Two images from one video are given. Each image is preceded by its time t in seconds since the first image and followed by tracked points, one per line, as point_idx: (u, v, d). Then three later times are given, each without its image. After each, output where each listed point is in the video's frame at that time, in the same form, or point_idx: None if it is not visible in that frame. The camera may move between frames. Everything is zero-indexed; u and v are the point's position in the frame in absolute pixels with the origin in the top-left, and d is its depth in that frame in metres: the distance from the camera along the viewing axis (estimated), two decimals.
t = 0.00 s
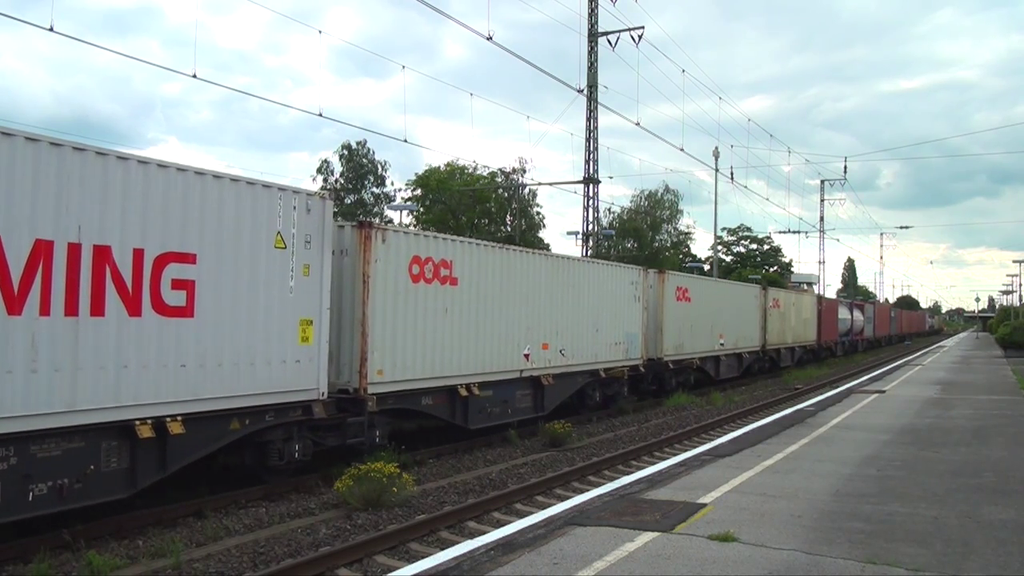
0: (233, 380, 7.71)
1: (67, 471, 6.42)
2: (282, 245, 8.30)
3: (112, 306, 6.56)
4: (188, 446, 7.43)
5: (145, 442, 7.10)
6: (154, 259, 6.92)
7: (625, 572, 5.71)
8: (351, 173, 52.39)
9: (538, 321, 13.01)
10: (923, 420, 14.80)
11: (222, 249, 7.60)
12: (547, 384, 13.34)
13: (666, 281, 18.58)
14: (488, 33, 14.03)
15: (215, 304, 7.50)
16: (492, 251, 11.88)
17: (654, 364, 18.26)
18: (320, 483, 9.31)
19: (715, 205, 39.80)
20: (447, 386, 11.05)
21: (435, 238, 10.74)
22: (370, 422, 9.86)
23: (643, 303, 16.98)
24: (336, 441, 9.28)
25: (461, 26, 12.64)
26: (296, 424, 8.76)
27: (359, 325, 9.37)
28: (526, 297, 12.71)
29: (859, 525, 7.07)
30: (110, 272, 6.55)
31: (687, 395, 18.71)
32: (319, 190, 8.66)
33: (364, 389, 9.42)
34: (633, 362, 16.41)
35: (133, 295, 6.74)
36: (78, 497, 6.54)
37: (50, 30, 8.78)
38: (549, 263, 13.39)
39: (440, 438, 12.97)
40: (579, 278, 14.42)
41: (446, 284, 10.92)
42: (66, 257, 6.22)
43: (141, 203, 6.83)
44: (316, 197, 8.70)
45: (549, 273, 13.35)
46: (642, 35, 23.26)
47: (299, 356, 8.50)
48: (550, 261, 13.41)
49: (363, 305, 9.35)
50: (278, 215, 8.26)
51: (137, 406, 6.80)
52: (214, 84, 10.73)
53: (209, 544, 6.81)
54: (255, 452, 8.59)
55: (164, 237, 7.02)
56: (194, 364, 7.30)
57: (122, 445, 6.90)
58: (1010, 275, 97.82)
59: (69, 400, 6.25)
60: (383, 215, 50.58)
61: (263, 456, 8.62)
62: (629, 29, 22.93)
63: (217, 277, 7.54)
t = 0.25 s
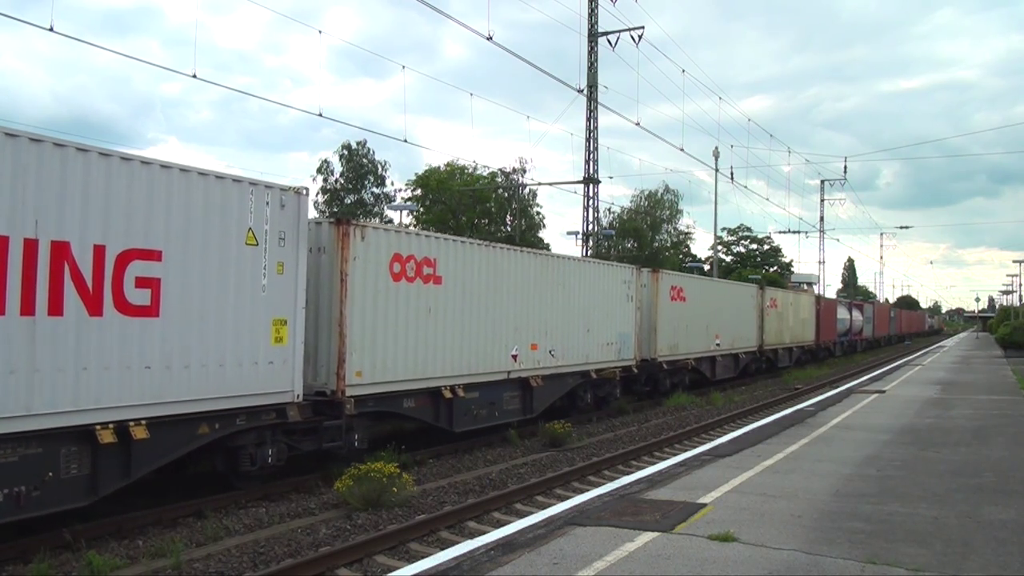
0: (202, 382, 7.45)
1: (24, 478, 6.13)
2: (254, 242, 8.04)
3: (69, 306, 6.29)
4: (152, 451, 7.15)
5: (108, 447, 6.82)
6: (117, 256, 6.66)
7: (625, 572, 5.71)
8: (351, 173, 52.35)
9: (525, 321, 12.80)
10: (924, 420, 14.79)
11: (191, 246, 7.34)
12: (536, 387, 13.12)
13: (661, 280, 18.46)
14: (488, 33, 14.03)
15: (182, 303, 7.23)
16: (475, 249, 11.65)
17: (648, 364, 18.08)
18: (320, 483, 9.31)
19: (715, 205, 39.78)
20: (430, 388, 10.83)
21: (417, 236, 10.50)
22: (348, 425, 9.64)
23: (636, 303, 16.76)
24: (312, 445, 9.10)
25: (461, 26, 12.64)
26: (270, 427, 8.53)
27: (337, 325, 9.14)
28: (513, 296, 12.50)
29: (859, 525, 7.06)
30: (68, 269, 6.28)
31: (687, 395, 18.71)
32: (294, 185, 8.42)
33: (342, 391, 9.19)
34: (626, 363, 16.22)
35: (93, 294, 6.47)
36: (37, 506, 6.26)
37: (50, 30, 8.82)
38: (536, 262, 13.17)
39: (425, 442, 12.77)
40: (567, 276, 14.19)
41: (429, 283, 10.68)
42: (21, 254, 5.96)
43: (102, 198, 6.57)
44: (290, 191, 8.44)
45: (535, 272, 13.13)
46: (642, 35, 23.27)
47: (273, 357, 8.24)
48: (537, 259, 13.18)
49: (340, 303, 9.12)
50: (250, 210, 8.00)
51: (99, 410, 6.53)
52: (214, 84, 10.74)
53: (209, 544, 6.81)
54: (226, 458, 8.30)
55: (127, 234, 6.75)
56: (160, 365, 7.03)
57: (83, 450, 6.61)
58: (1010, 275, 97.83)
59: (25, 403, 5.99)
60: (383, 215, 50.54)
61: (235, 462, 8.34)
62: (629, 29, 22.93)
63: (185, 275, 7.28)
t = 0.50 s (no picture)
0: (168, 385, 7.17)
1: None
2: (223, 239, 7.73)
3: (24, 306, 6.00)
4: (115, 457, 6.85)
5: (67, 452, 6.53)
6: (77, 253, 6.37)
7: (625, 572, 5.71)
8: (351, 173, 52.38)
9: (511, 321, 12.53)
10: (924, 420, 14.79)
11: (156, 242, 7.04)
12: (523, 389, 12.85)
13: (654, 279, 18.40)
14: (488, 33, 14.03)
15: (146, 302, 6.95)
16: (459, 247, 11.35)
17: (638, 364, 17.93)
18: (320, 483, 9.31)
19: (715, 205, 39.77)
20: (413, 390, 10.55)
21: (398, 233, 10.19)
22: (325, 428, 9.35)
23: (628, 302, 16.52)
24: (287, 450, 8.83)
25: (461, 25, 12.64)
26: (242, 432, 8.23)
27: (313, 325, 8.87)
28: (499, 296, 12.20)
29: (859, 525, 7.06)
30: (25, 266, 5.99)
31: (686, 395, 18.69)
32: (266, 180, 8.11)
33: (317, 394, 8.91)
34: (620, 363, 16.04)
35: (51, 293, 6.18)
36: None
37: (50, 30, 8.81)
38: (522, 260, 12.88)
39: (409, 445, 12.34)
40: (556, 274, 13.93)
41: (410, 282, 10.37)
42: None
43: (60, 192, 6.26)
44: (263, 186, 8.15)
45: (522, 271, 12.84)
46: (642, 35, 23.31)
47: (243, 358, 7.95)
48: (524, 257, 12.88)
49: (316, 303, 8.83)
50: (219, 206, 7.70)
51: (58, 413, 6.25)
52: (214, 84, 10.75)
53: (209, 544, 6.81)
54: (196, 464, 7.98)
55: (87, 229, 6.45)
56: (122, 368, 6.74)
57: (40, 456, 6.34)
58: (1010, 275, 97.86)
59: None
60: (384, 215, 50.56)
61: (205, 468, 8.02)
62: (629, 29, 22.96)
63: (150, 273, 6.99)
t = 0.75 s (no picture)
0: (132, 388, 6.86)
1: None
2: (191, 235, 7.40)
3: None
4: (76, 463, 6.54)
5: (24, 458, 6.21)
6: (33, 249, 6.05)
7: (625, 572, 5.71)
8: (351, 173, 52.37)
9: (498, 321, 12.22)
10: (924, 420, 14.79)
11: (118, 238, 6.72)
12: (511, 391, 12.59)
13: (648, 278, 18.40)
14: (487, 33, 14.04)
15: (108, 302, 6.63)
16: (444, 245, 11.02)
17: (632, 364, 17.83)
18: (320, 484, 9.31)
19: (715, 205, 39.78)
20: (394, 392, 10.24)
21: (378, 230, 9.86)
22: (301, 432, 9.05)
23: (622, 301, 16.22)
24: (259, 456, 8.51)
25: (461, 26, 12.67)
26: (211, 437, 7.93)
27: (288, 325, 8.56)
28: (485, 295, 11.88)
29: (859, 525, 7.06)
30: None
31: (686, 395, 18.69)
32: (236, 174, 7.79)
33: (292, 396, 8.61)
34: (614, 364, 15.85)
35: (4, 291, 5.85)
36: None
37: (50, 30, 8.84)
38: (509, 258, 12.55)
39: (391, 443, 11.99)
40: (546, 273, 13.62)
41: (391, 280, 10.05)
42: None
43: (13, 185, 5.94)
44: (234, 180, 7.82)
45: (509, 269, 12.52)
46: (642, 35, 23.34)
47: (212, 359, 7.63)
48: (511, 255, 12.56)
49: (291, 302, 8.52)
50: (187, 201, 7.37)
51: (12, 418, 5.93)
52: (214, 84, 10.77)
53: (209, 544, 6.81)
54: (163, 470, 7.65)
55: (43, 225, 6.13)
56: (81, 370, 6.41)
57: None
58: (1009, 275, 97.89)
59: None
60: (384, 215, 50.56)
61: (173, 474, 7.69)
62: (629, 29, 22.98)
63: (113, 271, 6.68)
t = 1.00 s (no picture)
0: (93, 391, 6.55)
1: None
2: (156, 231, 7.08)
3: None
4: (35, 469, 6.26)
5: None
6: None
7: (625, 572, 5.71)
8: (351, 173, 52.36)
9: (484, 321, 11.92)
10: (924, 420, 14.80)
11: (76, 234, 6.41)
12: (498, 393, 12.32)
13: (641, 278, 18.37)
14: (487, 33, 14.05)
15: (66, 300, 6.32)
16: (427, 243, 10.71)
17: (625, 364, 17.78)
18: (321, 483, 9.31)
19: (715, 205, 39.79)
20: (374, 395, 9.93)
21: (357, 227, 9.54)
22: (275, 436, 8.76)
23: (614, 301, 16.03)
24: (230, 461, 8.21)
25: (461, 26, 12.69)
26: (178, 441, 7.62)
27: (260, 326, 8.26)
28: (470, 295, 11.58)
29: (859, 525, 7.07)
30: None
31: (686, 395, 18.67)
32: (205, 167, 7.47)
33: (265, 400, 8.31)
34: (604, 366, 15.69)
35: None
36: None
37: (50, 30, 8.86)
38: (496, 256, 12.24)
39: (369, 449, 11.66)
40: (534, 272, 13.33)
41: (370, 279, 9.70)
42: None
43: None
44: (202, 174, 7.50)
45: (496, 268, 12.23)
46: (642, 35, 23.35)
47: (178, 361, 7.30)
48: (497, 254, 12.26)
49: (263, 302, 8.22)
50: (151, 196, 7.06)
51: None
52: (213, 84, 10.78)
53: (209, 544, 6.81)
54: (129, 476, 7.38)
55: None
56: (37, 372, 6.11)
57: None
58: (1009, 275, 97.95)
59: None
60: (383, 215, 50.55)
61: (138, 480, 7.39)
62: (629, 29, 22.99)
63: (72, 269, 6.38)
